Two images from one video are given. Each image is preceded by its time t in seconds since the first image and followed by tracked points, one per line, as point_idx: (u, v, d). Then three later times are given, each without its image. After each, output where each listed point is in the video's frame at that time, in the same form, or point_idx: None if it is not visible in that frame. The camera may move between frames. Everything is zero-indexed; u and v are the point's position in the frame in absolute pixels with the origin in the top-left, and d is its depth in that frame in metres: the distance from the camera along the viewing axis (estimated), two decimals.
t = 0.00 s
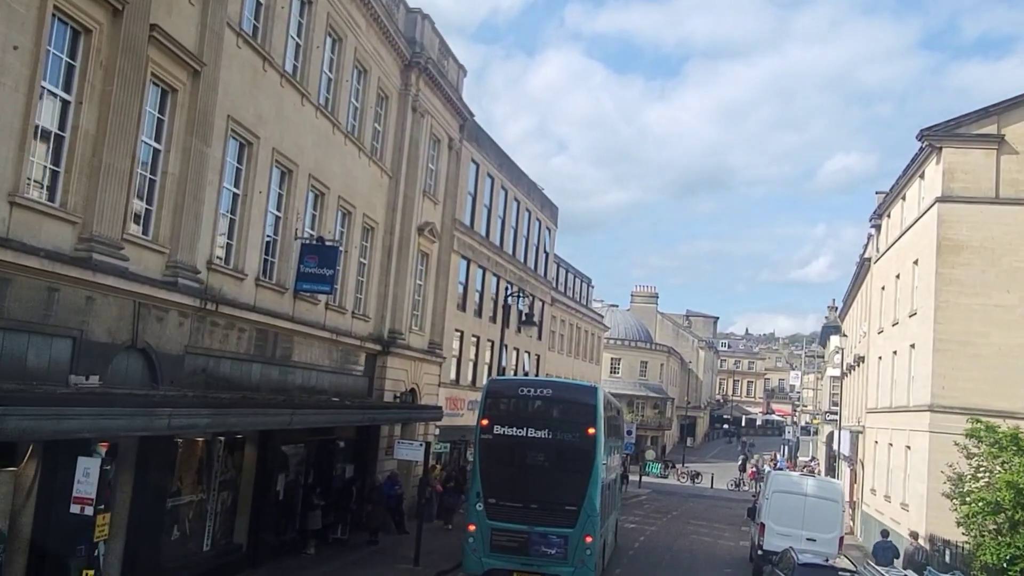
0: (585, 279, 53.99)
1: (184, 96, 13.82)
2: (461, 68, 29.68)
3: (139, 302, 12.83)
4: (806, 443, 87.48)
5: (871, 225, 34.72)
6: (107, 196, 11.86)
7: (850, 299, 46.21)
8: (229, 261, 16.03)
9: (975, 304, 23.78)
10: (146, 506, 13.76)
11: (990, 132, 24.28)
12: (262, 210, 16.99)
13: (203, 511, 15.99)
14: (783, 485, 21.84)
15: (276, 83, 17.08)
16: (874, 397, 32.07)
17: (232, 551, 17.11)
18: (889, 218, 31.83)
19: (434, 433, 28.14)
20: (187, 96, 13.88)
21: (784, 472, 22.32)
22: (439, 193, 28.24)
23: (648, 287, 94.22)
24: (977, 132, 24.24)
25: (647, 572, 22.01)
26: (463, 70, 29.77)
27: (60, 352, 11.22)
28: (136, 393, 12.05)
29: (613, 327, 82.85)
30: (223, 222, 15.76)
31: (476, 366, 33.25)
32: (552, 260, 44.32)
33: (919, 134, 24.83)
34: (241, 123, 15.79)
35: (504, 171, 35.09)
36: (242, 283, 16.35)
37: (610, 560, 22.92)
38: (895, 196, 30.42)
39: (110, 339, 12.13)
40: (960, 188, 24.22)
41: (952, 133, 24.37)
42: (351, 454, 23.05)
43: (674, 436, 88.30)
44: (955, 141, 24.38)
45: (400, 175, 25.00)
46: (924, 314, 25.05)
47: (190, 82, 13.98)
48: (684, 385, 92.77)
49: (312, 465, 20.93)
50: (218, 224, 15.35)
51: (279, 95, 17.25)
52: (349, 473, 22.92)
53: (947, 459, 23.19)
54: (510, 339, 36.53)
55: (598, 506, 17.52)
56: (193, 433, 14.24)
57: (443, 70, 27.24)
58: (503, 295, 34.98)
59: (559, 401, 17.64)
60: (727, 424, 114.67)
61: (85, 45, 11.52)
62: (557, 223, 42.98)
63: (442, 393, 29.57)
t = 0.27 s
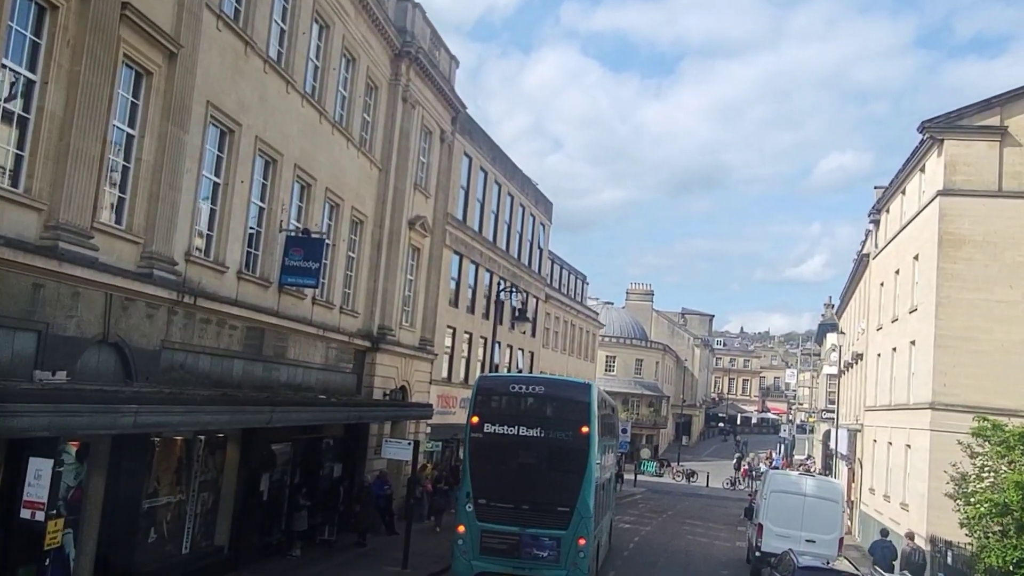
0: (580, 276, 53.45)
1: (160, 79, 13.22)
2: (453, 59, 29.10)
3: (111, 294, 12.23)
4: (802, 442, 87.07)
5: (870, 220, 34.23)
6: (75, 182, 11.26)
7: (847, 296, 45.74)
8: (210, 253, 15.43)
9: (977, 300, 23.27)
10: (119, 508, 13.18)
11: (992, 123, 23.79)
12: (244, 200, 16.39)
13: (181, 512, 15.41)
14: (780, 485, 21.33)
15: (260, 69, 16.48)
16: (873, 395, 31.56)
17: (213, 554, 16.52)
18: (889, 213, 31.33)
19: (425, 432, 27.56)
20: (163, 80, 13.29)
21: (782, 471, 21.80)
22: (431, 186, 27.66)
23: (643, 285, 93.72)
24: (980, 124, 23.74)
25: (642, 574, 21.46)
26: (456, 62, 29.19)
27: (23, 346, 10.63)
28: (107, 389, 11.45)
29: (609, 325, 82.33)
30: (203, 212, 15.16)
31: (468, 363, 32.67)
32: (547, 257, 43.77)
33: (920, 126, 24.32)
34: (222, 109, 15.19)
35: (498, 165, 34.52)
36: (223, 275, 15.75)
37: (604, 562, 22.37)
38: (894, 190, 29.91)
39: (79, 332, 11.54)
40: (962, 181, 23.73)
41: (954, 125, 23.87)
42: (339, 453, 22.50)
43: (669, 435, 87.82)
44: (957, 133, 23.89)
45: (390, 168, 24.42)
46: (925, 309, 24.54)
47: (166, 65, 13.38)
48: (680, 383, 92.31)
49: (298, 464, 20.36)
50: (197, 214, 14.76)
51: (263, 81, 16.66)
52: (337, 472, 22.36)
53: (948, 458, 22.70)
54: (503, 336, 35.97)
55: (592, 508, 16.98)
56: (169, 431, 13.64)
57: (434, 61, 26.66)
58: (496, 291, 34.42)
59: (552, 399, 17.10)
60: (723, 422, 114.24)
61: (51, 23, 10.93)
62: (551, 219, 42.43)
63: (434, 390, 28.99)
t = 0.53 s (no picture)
0: (573, 272, 52.91)
1: (132, 63, 12.61)
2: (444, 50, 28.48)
3: (79, 288, 11.62)
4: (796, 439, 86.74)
5: (867, 215, 33.75)
6: (38, 169, 10.65)
7: (844, 292, 45.26)
8: (187, 245, 14.83)
9: (978, 295, 22.77)
10: (88, 512, 12.59)
11: (994, 115, 23.30)
12: (224, 191, 15.79)
13: (157, 515, 14.83)
14: (777, 485, 20.85)
15: (240, 55, 15.85)
16: (871, 392, 31.08)
17: (191, 558, 15.93)
18: (887, 208, 30.82)
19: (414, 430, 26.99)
20: (135, 63, 12.68)
21: (780, 471, 21.24)
22: (421, 179, 27.05)
23: (637, 281, 93.27)
24: (980, 115, 23.25)
25: None
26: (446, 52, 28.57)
27: None
28: (71, 388, 10.84)
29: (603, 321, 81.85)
30: (179, 203, 14.55)
31: (460, 360, 32.09)
32: (540, 253, 43.20)
33: (921, 117, 23.82)
34: (199, 96, 14.57)
35: (490, 159, 33.92)
36: (201, 269, 15.14)
37: (597, 564, 21.84)
38: (893, 184, 29.41)
39: (43, 328, 10.94)
40: (963, 174, 23.23)
41: (954, 117, 23.38)
42: (326, 453, 21.93)
43: (663, 432, 87.39)
44: (958, 125, 23.39)
45: (378, 160, 23.82)
46: (925, 305, 24.05)
47: (138, 48, 12.77)
48: (674, 380, 91.90)
49: (283, 464, 19.78)
50: (173, 206, 14.13)
51: (243, 68, 16.04)
52: (324, 472, 21.80)
53: (949, 456, 22.21)
54: (495, 333, 35.40)
55: (585, 510, 16.40)
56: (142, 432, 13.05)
57: (424, 51, 26.05)
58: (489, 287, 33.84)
59: (544, 397, 16.53)
60: (717, 419, 113.87)
61: None
62: (545, 214, 41.87)
63: (424, 388, 28.40)
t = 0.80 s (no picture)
0: (568, 272, 52.35)
1: (105, 48, 12.00)
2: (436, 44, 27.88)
3: (46, 284, 11.00)
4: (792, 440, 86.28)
5: (867, 213, 33.24)
6: None
7: (842, 292, 44.76)
8: (165, 241, 14.21)
9: (982, 294, 22.26)
10: (57, 520, 11.97)
11: (998, 110, 22.79)
12: (205, 184, 15.18)
13: (134, 522, 14.23)
14: (777, 489, 20.30)
15: (222, 43, 15.24)
16: (871, 393, 30.56)
17: (171, 566, 15.33)
18: (887, 206, 30.31)
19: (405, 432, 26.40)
20: (107, 49, 12.06)
21: (779, 474, 20.71)
22: (412, 176, 26.45)
23: (633, 282, 92.75)
24: (985, 110, 22.73)
25: None
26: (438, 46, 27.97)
27: None
28: (35, 389, 10.21)
29: (598, 322, 81.30)
30: (157, 196, 13.93)
31: (452, 361, 31.50)
32: (534, 252, 42.62)
33: (923, 113, 23.31)
34: (178, 85, 13.96)
35: (483, 156, 33.32)
36: (180, 266, 14.53)
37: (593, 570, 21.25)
38: (893, 181, 28.89)
39: (6, 326, 10.32)
40: (966, 170, 22.72)
41: (957, 112, 22.86)
42: (314, 456, 21.32)
43: (659, 433, 86.89)
44: (961, 121, 22.88)
45: (368, 156, 23.23)
46: (927, 304, 23.53)
47: (111, 32, 12.17)
48: (669, 381, 91.40)
49: (268, 468, 19.18)
50: (150, 199, 13.52)
51: (225, 56, 15.43)
52: (312, 476, 21.19)
53: (953, 459, 21.69)
54: (489, 333, 34.81)
55: (580, 516, 15.83)
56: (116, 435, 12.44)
57: (415, 44, 25.45)
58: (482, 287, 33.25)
59: (538, 399, 15.96)
60: (713, 420, 113.43)
61: None
62: (539, 213, 41.29)
63: (416, 389, 27.81)
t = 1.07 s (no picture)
0: (565, 269, 51.72)
1: (75, 26, 11.37)
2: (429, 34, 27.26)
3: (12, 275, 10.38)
4: (790, 438, 85.77)
5: (868, 208, 32.69)
6: None
7: (842, 288, 44.21)
8: (143, 232, 13.59)
9: (988, 289, 21.70)
10: (25, 524, 11.35)
11: (1005, 100, 22.21)
12: (187, 173, 14.55)
13: (111, 526, 13.62)
14: (780, 489, 19.72)
15: (203, 25, 14.61)
16: (872, 391, 30.02)
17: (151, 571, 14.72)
18: (889, 199, 29.75)
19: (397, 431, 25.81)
20: (78, 27, 11.43)
21: (783, 474, 20.12)
22: (405, 169, 25.84)
23: (630, 280, 92.19)
24: (991, 101, 22.18)
25: None
26: (431, 37, 27.35)
27: None
28: None
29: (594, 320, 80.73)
30: (134, 185, 13.29)
31: (446, 358, 30.89)
32: (530, 248, 42.02)
33: (928, 103, 22.74)
34: (156, 68, 13.33)
35: (478, 150, 32.71)
36: (159, 257, 13.90)
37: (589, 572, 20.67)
38: (896, 174, 28.33)
39: None
40: (973, 161, 22.16)
41: (964, 102, 22.30)
42: (302, 456, 20.73)
43: (656, 432, 86.31)
44: (967, 111, 22.29)
45: (359, 147, 22.60)
46: (932, 300, 22.97)
47: (82, 11, 11.55)
48: (666, 380, 90.84)
49: (255, 468, 18.57)
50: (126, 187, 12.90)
51: (207, 40, 14.81)
52: (300, 476, 20.60)
53: (958, 457, 21.15)
54: (483, 330, 34.20)
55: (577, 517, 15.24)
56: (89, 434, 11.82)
57: (408, 33, 24.83)
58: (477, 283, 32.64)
59: (533, 396, 15.36)
60: (710, 419, 112.92)
61: None
62: (535, 208, 40.68)
63: (408, 387, 27.20)
